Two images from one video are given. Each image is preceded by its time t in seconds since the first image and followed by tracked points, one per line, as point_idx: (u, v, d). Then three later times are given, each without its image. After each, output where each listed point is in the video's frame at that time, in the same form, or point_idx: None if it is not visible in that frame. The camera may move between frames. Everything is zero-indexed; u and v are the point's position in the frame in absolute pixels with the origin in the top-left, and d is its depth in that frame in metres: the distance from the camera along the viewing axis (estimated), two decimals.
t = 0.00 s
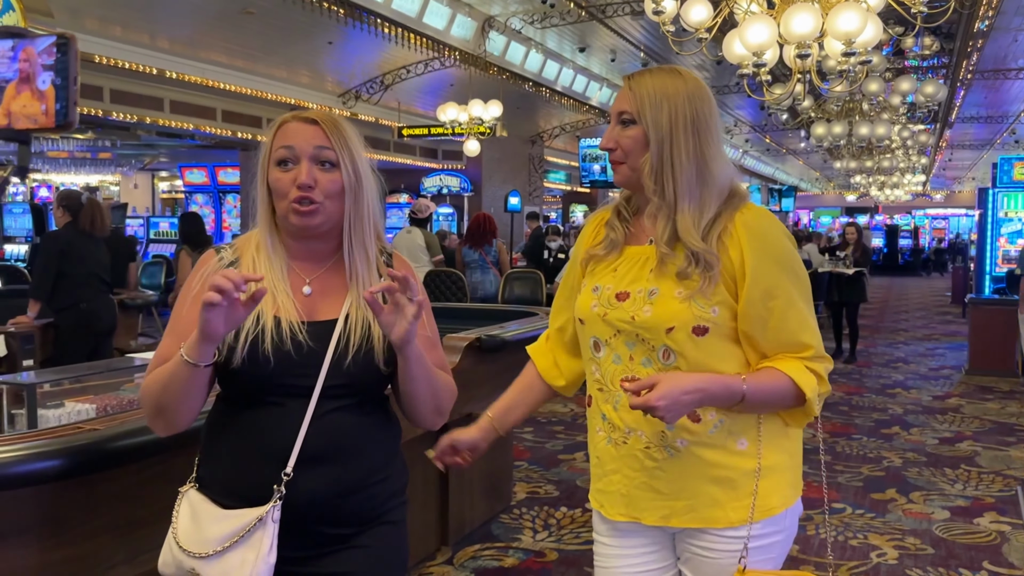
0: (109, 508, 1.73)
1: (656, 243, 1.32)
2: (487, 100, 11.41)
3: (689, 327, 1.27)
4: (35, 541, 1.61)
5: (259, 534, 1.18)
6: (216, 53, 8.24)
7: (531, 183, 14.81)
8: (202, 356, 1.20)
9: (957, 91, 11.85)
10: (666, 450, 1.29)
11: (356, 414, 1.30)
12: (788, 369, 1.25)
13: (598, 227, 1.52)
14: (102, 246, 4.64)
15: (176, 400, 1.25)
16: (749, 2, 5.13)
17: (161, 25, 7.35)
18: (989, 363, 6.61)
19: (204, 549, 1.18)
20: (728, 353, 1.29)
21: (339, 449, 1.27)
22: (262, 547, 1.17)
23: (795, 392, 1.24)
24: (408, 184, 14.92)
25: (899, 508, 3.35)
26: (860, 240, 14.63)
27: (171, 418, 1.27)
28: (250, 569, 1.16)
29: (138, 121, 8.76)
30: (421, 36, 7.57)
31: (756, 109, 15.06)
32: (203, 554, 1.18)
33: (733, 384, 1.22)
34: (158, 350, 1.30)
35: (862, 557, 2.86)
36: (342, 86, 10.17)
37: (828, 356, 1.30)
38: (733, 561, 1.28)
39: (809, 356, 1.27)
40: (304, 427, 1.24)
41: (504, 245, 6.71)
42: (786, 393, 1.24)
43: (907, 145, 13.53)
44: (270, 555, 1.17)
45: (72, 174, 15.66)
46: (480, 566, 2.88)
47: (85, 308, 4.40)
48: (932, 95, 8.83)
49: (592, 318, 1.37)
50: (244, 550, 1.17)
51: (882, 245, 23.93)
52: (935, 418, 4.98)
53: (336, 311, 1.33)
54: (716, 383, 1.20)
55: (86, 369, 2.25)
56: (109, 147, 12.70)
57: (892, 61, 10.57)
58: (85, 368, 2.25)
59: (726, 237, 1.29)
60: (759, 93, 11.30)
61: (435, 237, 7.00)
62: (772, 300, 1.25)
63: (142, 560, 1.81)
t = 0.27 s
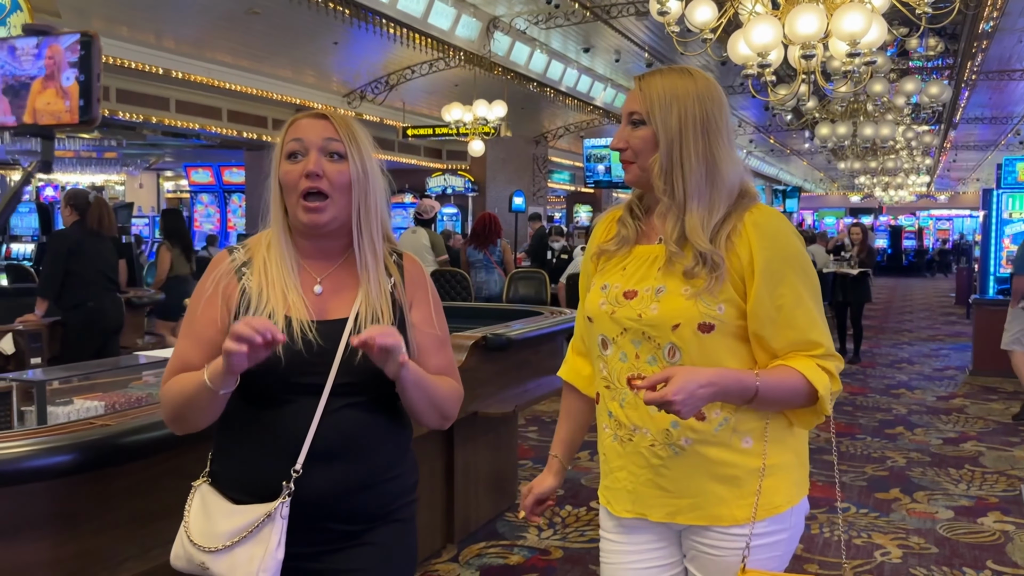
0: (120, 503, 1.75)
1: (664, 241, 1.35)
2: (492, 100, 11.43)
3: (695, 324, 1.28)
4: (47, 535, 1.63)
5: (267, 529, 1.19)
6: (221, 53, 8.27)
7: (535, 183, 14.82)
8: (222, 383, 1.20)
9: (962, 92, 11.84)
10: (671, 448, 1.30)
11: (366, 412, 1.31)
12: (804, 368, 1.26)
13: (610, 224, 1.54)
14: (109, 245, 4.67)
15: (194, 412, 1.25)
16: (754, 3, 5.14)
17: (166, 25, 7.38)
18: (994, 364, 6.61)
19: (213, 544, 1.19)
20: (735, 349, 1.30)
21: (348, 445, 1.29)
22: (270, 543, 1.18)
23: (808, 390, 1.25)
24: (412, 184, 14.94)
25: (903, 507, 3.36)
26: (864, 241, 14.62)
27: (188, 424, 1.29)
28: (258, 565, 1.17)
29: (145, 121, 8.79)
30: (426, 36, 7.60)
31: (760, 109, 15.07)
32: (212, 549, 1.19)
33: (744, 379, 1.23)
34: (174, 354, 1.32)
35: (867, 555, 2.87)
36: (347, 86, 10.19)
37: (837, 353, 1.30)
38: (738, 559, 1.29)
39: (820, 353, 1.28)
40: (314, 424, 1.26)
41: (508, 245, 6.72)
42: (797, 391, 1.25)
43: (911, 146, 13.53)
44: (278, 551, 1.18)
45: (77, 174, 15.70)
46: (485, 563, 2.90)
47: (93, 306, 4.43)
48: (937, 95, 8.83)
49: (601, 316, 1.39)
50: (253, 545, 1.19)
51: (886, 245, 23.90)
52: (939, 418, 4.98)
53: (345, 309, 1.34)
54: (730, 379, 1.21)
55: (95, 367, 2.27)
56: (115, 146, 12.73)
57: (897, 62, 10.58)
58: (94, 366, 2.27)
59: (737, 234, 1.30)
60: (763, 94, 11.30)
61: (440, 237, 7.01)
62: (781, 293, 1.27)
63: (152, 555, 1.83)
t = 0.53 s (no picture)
0: (131, 498, 1.77)
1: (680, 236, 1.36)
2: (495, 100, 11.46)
3: (706, 316, 1.30)
4: (60, 529, 1.66)
5: (282, 520, 1.21)
6: (227, 53, 8.29)
7: (539, 184, 14.83)
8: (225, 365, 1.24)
9: (966, 92, 11.84)
10: (675, 439, 1.32)
11: (378, 404, 1.33)
12: (809, 367, 1.26)
13: (625, 219, 1.56)
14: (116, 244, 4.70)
15: (195, 400, 1.29)
16: (758, 3, 5.15)
17: (172, 26, 7.42)
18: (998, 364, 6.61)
19: (227, 535, 1.21)
20: (744, 344, 1.31)
21: (360, 438, 1.30)
22: (285, 534, 1.20)
23: (813, 389, 1.25)
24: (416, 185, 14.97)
25: (906, 507, 3.37)
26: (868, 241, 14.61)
27: (196, 413, 1.31)
28: (273, 556, 1.19)
29: (150, 122, 8.81)
30: (430, 37, 7.62)
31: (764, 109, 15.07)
32: (227, 540, 1.21)
33: (750, 377, 1.24)
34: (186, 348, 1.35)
35: (870, 554, 2.89)
36: (351, 86, 10.21)
37: (845, 355, 1.31)
38: (740, 554, 1.30)
39: (828, 353, 1.29)
40: (326, 416, 1.28)
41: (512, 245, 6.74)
42: (804, 391, 1.25)
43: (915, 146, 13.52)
44: (293, 542, 1.20)
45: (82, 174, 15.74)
46: (490, 561, 2.91)
47: (100, 305, 4.45)
48: (941, 96, 8.84)
49: (612, 306, 1.41)
50: (267, 536, 1.21)
51: (890, 246, 23.87)
52: (943, 418, 4.99)
53: (356, 305, 1.36)
54: (738, 380, 1.23)
55: (103, 364, 2.29)
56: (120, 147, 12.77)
57: (901, 62, 10.59)
58: (103, 364, 2.29)
59: (753, 233, 1.32)
60: (767, 94, 11.30)
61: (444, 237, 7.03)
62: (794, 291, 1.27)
63: (163, 549, 1.85)
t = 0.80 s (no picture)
0: (137, 496, 1.79)
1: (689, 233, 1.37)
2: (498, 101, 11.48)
3: (706, 312, 1.31)
4: (68, 526, 1.67)
5: (291, 516, 1.24)
6: (230, 55, 8.32)
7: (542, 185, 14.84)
8: (228, 379, 1.27)
9: (968, 93, 11.84)
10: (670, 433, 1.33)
11: (384, 401, 1.34)
12: (806, 378, 1.26)
13: (633, 218, 1.58)
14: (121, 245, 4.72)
15: (209, 409, 1.32)
16: (760, 4, 5.16)
17: (176, 28, 7.45)
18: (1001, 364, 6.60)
19: (238, 533, 1.25)
20: (744, 342, 1.32)
21: (366, 434, 1.32)
22: (295, 530, 1.23)
23: (811, 398, 1.25)
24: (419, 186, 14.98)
25: (909, 506, 3.37)
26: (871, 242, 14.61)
27: (204, 418, 1.34)
28: (282, 552, 1.22)
29: (155, 123, 8.84)
30: (433, 38, 7.64)
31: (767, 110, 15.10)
32: (237, 538, 1.24)
33: (747, 397, 1.24)
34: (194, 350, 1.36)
35: (872, 553, 2.89)
36: (354, 88, 10.24)
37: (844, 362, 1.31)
38: (735, 549, 1.30)
39: (824, 358, 1.28)
40: (334, 413, 1.30)
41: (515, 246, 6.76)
42: (800, 397, 1.25)
43: (918, 147, 13.52)
44: (303, 538, 1.23)
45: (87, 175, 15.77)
46: (494, 560, 2.93)
47: (105, 306, 4.47)
48: (944, 96, 8.85)
49: (617, 300, 1.43)
50: (276, 533, 1.23)
51: (893, 246, 23.86)
52: (946, 418, 4.99)
53: (361, 303, 1.38)
54: (733, 398, 1.22)
55: (109, 364, 2.31)
56: (124, 148, 12.81)
57: (904, 63, 10.59)
58: (109, 363, 2.30)
59: (756, 231, 1.32)
60: (769, 95, 11.31)
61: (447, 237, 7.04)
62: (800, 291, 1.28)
63: (169, 547, 1.87)
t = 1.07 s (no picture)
0: (139, 498, 1.81)
1: (672, 238, 1.37)
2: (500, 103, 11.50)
3: (686, 319, 1.31)
4: (70, 527, 1.69)
5: (299, 516, 1.24)
6: (232, 57, 8.34)
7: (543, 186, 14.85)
8: (229, 365, 1.27)
9: (970, 94, 11.84)
10: (658, 436, 1.34)
11: (385, 399, 1.37)
12: (799, 361, 1.24)
13: (625, 221, 1.59)
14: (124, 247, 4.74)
15: (208, 404, 1.32)
16: (760, 5, 5.16)
17: (178, 31, 7.47)
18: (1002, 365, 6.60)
19: (245, 535, 1.25)
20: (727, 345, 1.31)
21: (368, 433, 1.34)
22: (304, 530, 1.23)
23: (803, 382, 1.24)
24: (421, 188, 15.01)
25: (910, 507, 3.38)
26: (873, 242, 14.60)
27: (204, 417, 1.35)
28: (292, 551, 1.22)
29: (157, 126, 8.86)
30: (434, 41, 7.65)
31: (769, 111, 15.11)
32: (244, 541, 1.24)
33: (745, 362, 1.20)
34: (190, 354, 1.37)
35: (873, 553, 2.90)
36: (356, 90, 10.26)
37: (832, 357, 1.28)
38: (723, 547, 1.30)
39: (810, 351, 1.26)
40: (337, 413, 1.31)
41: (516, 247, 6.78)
42: (788, 385, 1.23)
43: (920, 147, 13.52)
44: (312, 536, 1.24)
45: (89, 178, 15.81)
46: (495, 560, 2.94)
47: (108, 308, 4.49)
48: (945, 97, 8.85)
49: (606, 306, 1.45)
50: (285, 533, 1.24)
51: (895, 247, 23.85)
52: (947, 419, 4.99)
53: (358, 303, 1.41)
54: (732, 355, 1.18)
55: (111, 367, 2.32)
56: (126, 151, 12.85)
57: (905, 63, 10.60)
58: (110, 366, 2.31)
59: (735, 238, 1.30)
60: (771, 96, 11.32)
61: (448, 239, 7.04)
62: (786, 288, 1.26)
63: (171, 547, 1.88)
